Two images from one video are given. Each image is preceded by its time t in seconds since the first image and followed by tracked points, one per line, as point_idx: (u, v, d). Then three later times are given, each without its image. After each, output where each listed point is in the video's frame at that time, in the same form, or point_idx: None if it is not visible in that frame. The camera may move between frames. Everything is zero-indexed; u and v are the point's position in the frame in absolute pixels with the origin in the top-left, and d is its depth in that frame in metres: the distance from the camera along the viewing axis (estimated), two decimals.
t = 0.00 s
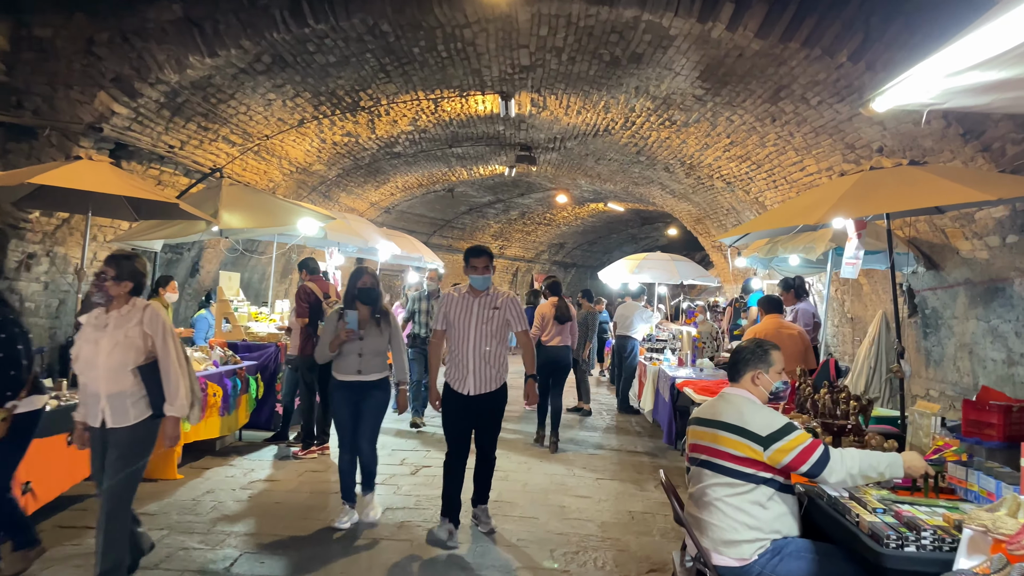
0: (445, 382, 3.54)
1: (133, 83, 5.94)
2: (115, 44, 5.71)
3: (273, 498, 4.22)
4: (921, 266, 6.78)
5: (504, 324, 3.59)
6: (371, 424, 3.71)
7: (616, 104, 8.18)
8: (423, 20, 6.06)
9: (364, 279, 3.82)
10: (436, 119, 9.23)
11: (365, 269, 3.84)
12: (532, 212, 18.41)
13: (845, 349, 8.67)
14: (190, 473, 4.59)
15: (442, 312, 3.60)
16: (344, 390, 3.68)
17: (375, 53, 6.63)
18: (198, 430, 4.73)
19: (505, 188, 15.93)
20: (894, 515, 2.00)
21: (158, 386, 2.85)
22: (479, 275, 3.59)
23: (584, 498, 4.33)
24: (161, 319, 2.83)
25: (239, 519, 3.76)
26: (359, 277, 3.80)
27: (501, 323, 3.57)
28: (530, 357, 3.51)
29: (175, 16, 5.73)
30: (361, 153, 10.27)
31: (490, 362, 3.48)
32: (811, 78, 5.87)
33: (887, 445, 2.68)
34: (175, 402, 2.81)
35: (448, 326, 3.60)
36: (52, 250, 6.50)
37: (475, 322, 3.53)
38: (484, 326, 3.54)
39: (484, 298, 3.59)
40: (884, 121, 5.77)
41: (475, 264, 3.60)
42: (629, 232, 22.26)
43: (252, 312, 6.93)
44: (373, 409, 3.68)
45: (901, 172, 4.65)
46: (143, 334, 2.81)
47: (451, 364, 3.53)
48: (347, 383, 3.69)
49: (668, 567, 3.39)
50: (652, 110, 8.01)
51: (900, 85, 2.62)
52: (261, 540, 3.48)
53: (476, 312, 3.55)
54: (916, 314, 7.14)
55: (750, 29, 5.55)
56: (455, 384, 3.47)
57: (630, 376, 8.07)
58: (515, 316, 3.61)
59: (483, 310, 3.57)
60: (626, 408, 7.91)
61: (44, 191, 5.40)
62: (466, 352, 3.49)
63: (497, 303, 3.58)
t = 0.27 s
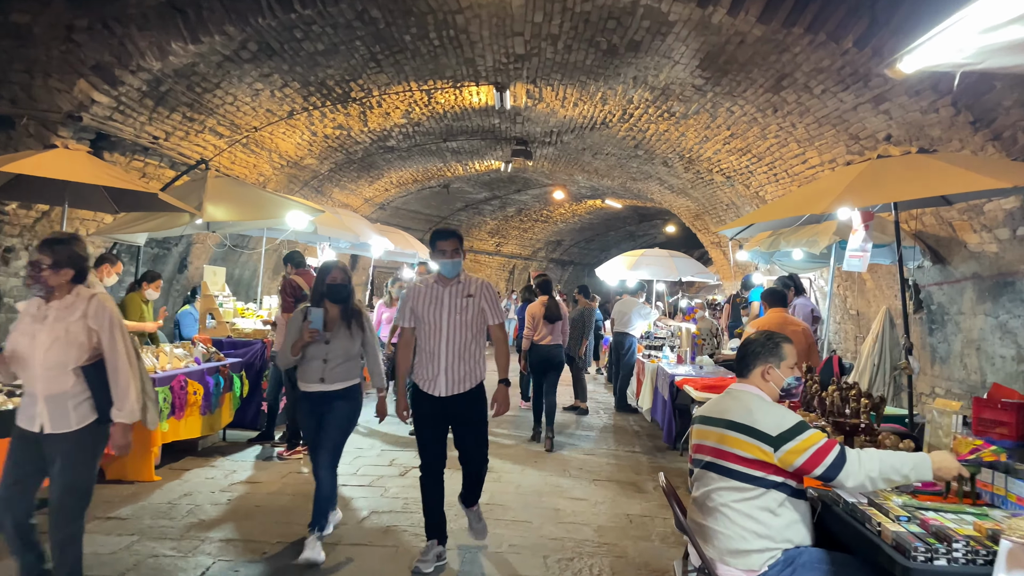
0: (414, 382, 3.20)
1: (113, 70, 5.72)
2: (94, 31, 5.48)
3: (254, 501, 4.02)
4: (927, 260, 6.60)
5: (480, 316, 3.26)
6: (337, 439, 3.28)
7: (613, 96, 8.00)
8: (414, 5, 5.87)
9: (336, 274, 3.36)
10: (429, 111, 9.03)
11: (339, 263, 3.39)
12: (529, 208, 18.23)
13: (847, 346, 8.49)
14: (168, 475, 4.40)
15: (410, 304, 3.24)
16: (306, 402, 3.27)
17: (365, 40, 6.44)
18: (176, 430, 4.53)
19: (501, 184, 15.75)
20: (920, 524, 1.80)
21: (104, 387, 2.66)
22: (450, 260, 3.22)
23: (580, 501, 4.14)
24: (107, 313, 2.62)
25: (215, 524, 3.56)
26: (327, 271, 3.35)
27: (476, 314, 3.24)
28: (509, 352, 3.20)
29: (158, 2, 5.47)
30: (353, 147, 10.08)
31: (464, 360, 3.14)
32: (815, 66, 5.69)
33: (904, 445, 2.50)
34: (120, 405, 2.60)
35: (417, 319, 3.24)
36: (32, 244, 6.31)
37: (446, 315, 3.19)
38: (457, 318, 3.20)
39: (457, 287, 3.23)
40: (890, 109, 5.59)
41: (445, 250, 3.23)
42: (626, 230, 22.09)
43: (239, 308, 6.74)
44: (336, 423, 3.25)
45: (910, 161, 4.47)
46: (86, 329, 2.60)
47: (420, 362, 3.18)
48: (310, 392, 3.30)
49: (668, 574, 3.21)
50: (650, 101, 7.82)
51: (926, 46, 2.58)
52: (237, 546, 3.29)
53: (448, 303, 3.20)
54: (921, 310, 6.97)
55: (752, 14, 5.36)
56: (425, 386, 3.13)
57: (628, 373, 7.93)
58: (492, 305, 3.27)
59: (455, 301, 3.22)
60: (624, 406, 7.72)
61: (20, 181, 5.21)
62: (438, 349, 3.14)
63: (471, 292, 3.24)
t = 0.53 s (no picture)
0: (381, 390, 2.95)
1: (93, 62, 5.51)
2: (74, 22, 5.17)
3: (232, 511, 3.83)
4: (933, 258, 6.42)
5: (454, 316, 3.04)
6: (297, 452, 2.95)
7: (611, 90, 7.81)
8: None
9: (294, 265, 3.09)
10: (423, 106, 8.85)
11: (298, 253, 3.11)
12: (526, 207, 18.05)
13: (850, 347, 8.31)
14: (146, 483, 4.21)
15: (378, 303, 2.98)
16: (262, 408, 2.96)
17: (354, 32, 6.25)
18: (154, 435, 4.34)
19: (498, 182, 15.56)
20: (950, 553, 1.62)
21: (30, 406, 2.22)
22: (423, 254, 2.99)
23: (575, 510, 3.96)
24: (31, 318, 2.18)
25: (189, 537, 3.37)
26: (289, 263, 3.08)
27: (450, 315, 3.02)
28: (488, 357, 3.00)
29: None
30: (346, 143, 9.89)
31: (438, 365, 2.91)
32: (819, 58, 5.50)
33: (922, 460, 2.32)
34: (48, 428, 2.16)
35: (386, 320, 2.99)
36: (11, 242, 6.12)
37: (420, 315, 2.95)
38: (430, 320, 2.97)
39: (432, 284, 3.00)
40: (896, 103, 5.41)
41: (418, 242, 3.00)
42: (624, 228, 21.92)
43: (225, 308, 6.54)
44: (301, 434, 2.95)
45: (919, 155, 4.28)
46: (6, 340, 2.16)
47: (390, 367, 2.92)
48: (269, 397, 2.98)
49: None
50: (648, 96, 7.64)
51: (956, 16, 2.94)
52: (209, 562, 3.10)
53: (422, 302, 2.96)
54: (926, 310, 6.79)
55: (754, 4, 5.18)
56: (394, 395, 2.88)
57: (626, 373, 7.67)
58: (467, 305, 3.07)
59: (428, 301, 2.98)
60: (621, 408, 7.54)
61: None
62: (409, 353, 2.90)
63: (446, 290, 3.02)
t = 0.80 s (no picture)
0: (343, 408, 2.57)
1: (73, 52, 5.29)
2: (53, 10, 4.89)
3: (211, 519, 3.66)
4: (941, 255, 6.23)
5: (431, 326, 2.66)
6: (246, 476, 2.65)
7: (609, 83, 7.63)
8: None
9: (230, 262, 2.69)
10: (417, 100, 8.66)
11: (237, 248, 2.70)
12: (524, 204, 17.87)
13: (853, 346, 8.14)
14: (123, 488, 4.02)
15: (342, 306, 2.60)
16: (197, 426, 2.61)
17: (345, 21, 6.07)
18: (132, 439, 4.16)
19: (495, 179, 15.38)
20: None
21: None
22: (395, 249, 2.60)
23: (572, 517, 3.78)
24: None
25: (163, 548, 3.19)
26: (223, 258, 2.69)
27: (427, 325, 2.62)
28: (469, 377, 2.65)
29: None
30: (340, 138, 9.70)
31: (408, 383, 2.52)
32: (824, 47, 5.32)
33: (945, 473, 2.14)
34: None
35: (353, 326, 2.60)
36: None
37: (390, 323, 2.56)
38: (405, 329, 2.57)
39: (405, 287, 2.61)
40: (905, 93, 5.23)
41: (389, 232, 2.63)
42: (623, 226, 21.75)
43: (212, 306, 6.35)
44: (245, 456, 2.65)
45: (931, 145, 4.10)
46: None
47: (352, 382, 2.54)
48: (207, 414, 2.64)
49: None
50: (648, 89, 7.46)
51: None
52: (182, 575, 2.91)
53: (392, 309, 2.57)
54: (933, 308, 6.62)
55: None
56: (356, 417, 2.49)
57: (625, 373, 7.42)
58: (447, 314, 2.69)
59: (404, 307, 2.59)
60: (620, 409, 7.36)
61: None
62: (376, 369, 2.51)
63: (422, 294, 2.62)
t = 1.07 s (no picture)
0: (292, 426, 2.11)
1: (51, 43, 5.10)
2: None
3: (186, 533, 3.47)
4: (949, 254, 6.04)
5: (396, 319, 2.15)
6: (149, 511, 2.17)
7: (607, 78, 7.44)
8: None
9: (138, 251, 2.38)
10: (411, 95, 8.47)
11: (147, 233, 2.39)
12: (522, 203, 17.67)
13: (857, 347, 7.96)
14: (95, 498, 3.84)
15: (288, 299, 2.15)
16: (96, 447, 2.22)
17: (334, 12, 5.88)
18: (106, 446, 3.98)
19: (492, 177, 15.18)
20: None
21: None
22: (340, 225, 2.13)
23: (566, 529, 3.60)
24: None
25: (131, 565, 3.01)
26: (129, 246, 2.39)
27: (388, 317, 2.12)
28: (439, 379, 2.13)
29: None
30: (333, 135, 9.51)
31: (365, 391, 2.05)
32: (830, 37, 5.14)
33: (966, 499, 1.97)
34: None
35: (301, 324, 2.14)
36: None
37: (340, 318, 2.08)
38: (359, 325, 2.08)
39: (359, 273, 2.13)
40: (913, 86, 5.05)
41: (337, 206, 2.18)
42: (623, 225, 21.56)
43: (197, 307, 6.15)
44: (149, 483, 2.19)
45: (943, 139, 3.90)
46: None
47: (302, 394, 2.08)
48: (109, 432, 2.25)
49: None
50: (647, 84, 7.27)
51: None
52: None
53: (343, 300, 2.09)
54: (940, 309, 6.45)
55: None
56: (304, 430, 2.04)
57: (623, 375, 7.23)
58: (416, 304, 2.17)
59: (357, 297, 2.10)
60: (619, 412, 7.18)
61: None
62: (326, 373, 2.05)
63: (380, 281, 2.13)
